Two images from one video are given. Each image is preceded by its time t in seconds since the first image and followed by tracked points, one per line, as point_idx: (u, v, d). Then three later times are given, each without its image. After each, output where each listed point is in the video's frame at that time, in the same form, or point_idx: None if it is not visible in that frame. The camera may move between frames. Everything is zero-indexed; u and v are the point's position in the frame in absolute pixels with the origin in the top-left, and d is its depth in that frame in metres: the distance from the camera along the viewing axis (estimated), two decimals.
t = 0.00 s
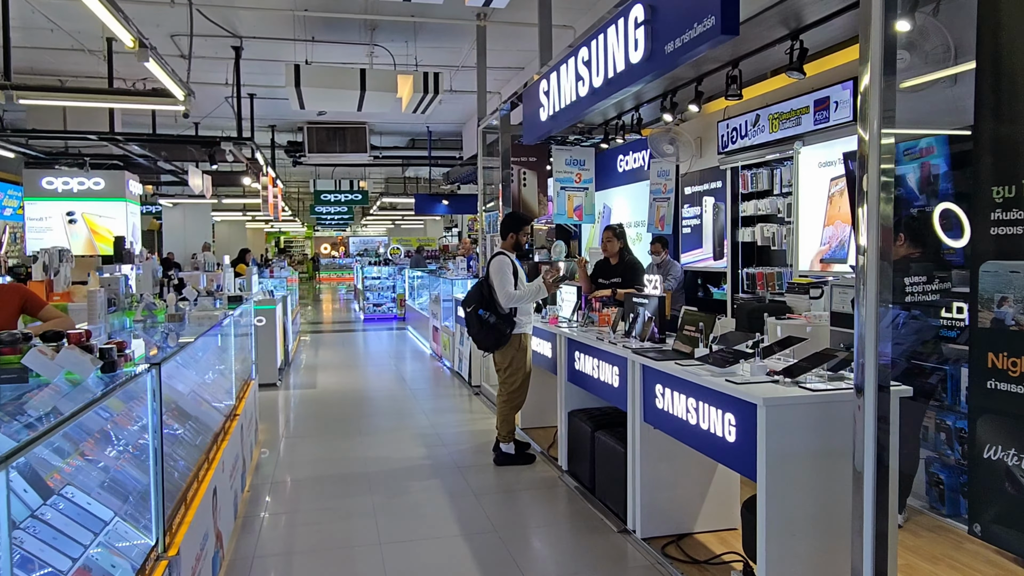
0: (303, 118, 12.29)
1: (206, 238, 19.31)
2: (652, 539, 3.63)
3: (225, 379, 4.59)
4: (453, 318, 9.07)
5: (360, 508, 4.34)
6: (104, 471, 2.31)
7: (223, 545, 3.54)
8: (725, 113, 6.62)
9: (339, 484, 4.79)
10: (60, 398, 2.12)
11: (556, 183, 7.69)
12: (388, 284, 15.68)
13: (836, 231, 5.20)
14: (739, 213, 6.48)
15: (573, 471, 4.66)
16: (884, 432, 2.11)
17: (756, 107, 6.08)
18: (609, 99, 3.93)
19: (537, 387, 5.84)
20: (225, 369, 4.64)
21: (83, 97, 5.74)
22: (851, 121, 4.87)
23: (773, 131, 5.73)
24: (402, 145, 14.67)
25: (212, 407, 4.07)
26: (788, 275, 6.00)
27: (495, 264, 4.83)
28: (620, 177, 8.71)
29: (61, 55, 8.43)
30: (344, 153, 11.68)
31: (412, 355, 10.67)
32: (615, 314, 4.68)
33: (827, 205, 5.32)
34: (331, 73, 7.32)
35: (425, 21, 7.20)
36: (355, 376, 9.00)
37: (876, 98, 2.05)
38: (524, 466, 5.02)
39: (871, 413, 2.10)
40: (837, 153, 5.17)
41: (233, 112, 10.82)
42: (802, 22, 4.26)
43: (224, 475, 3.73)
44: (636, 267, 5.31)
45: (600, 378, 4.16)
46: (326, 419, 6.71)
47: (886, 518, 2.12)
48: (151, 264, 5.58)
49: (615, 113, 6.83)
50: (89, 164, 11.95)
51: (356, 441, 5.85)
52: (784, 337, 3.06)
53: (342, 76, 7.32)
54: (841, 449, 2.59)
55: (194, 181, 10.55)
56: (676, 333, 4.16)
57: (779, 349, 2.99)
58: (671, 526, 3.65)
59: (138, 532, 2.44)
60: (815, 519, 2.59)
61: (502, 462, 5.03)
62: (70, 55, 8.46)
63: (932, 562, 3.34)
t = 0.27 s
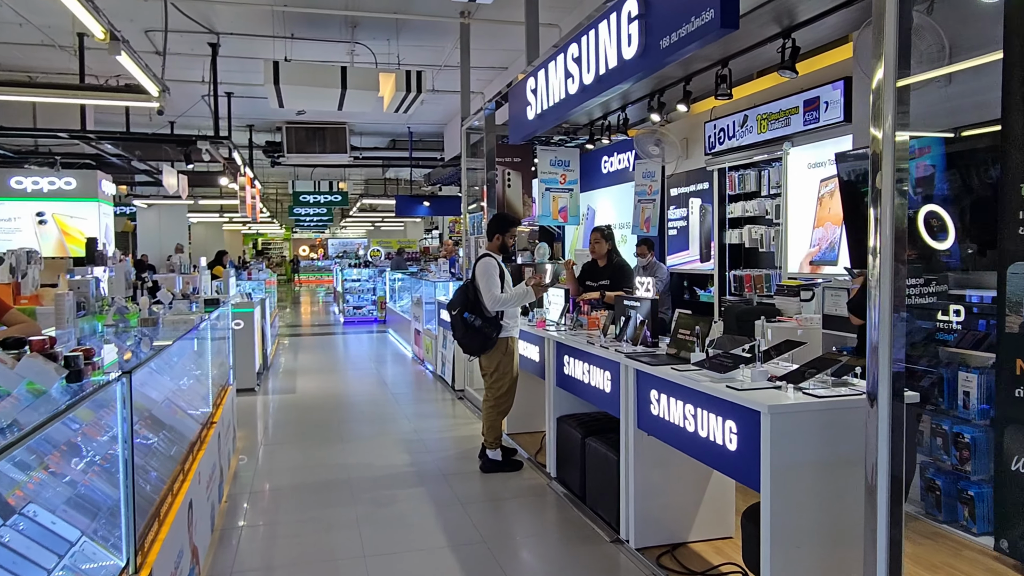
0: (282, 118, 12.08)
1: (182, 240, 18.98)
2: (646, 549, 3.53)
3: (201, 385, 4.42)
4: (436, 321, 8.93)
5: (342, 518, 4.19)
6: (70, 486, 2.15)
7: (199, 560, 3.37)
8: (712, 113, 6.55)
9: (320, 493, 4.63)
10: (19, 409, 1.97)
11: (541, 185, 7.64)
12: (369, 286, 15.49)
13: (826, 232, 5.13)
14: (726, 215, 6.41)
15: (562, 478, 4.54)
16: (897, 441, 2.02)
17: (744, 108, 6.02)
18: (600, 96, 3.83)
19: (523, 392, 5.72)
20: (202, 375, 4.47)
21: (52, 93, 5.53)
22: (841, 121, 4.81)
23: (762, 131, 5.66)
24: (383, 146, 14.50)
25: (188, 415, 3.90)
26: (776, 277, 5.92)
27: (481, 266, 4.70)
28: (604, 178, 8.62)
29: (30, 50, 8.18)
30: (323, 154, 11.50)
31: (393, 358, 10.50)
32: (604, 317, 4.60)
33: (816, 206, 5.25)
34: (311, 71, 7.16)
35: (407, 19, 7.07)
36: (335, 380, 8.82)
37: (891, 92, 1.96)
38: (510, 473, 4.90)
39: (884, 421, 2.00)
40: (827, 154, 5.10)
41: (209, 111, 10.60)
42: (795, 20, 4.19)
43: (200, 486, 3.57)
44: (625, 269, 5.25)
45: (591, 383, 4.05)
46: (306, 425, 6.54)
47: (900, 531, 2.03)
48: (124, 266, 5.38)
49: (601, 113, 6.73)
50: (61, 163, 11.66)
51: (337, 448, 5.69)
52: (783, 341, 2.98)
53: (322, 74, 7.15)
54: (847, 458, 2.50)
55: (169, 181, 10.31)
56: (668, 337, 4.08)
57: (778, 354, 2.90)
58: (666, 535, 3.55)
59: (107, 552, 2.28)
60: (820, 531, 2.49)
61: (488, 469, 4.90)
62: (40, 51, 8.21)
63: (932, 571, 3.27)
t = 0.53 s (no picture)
0: (260, 116, 11.85)
1: (157, 240, 18.62)
2: (644, 560, 3.42)
3: (179, 390, 4.25)
4: (419, 323, 8.78)
5: (327, 529, 4.04)
6: (37, 504, 2.00)
7: None
8: (700, 112, 6.48)
9: (303, 502, 4.47)
10: None
11: (526, 184, 7.57)
12: (349, 288, 15.27)
13: (818, 233, 5.07)
14: (715, 215, 6.35)
15: (553, 485, 4.42)
16: (920, 450, 1.94)
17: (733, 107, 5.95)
18: (595, 92, 3.73)
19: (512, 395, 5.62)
20: (179, 380, 4.30)
21: (20, 87, 5.30)
22: (834, 120, 4.73)
23: (751, 130, 5.59)
24: (363, 145, 14.31)
25: (165, 422, 3.74)
26: (768, 278, 5.81)
27: (470, 267, 4.59)
28: (589, 178, 8.52)
29: None
30: (302, 152, 11.29)
31: (374, 360, 10.32)
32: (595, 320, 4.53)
33: (808, 206, 5.19)
34: (291, 67, 6.98)
35: (390, 14, 6.92)
36: (315, 383, 8.63)
37: (914, 85, 1.88)
38: (500, 480, 4.77)
39: (907, 429, 1.93)
40: (819, 154, 5.04)
41: (185, 108, 10.35)
42: (790, 17, 4.12)
43: (178, 497, 3.41)
44: (615, 270, 5.16)
45: (584, 388, 3.94)
46: (286, 430, 6.36)
47: (921, 545, 1.94)
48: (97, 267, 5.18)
49: (588, 112, 6.63)
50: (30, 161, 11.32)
51: (319, 454, 5.53)
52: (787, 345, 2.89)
53: (303, 70, 6.98)
54: (858, 466, 2.41)
55: (143, 180, 10.05)
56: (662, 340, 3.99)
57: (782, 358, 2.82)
58: (664, 545, 3.45)
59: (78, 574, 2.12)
60: (832, 543, 2.40)
61: (477, 476, 4.77)
62: (8, 45, 7.94)
63: None
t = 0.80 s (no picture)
0: (238, 112, 11.62)
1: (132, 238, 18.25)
2: (640, 566, 3.34)
3: (156, 394, 4.09)
4: (402, 323, 8.64)
5: (311, 536, 3.91)
6: (2, 519, 1.85)
7: None
8: (688, 109, 6.41)
9: (285, 508, 4.33)
10: None
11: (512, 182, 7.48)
12: (329, 286, 15.07)
13: (809, 231, 5.01)
14: (704, 213, 6.29)
15: (544, 489, 4.32)
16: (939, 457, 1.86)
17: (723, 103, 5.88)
18: (589, 85, 3.64)
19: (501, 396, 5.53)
20: (156, 383, 4.13)
21: None
22: (826, 117, 4.67)
23: (741, 127, 5.53)
24: (343, 142, 14.12)
25: (142, 428, 3.58)
26: (757, 277, 5.78)
27: (458, 265, 4.47)
28: (574, 176, 8.43)
29: None
30: (282, 149, 11.09)
31: (356, 360, 10.16)
32: (586, 320, 4.45)
33: (799, 204, 5.13)
34: (271, 61, 6.81)
35: (373, 7, 6.77)
36: (296, 384, 8.46)
37: (935, 75, 1.79)
38: (488, 483, 4.66)
39: (926, 435, 1.85)
40: (810, 151, 4.99)
41: (161, 103, 10.11)
42: (785, 11, 4.05)
43: (155, 506, 3.25)
44: (611, 269, 5.06)
45: (576, 390, 3.84)
46: (267, 433, 6.20)
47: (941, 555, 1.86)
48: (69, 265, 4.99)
49: (575, 108, 6.53)
50: None
51: (300, 458, 5.38)
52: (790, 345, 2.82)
53: (284, 64, 6.81)
54: (868, 470, 2.33)
55: (117, 176, 9.80)
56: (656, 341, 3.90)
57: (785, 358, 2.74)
58: (660, 551, 3.36)
59: None
60: (841, 551, 2.31)
61: (465, 480, 4.66)
62: None
63: None
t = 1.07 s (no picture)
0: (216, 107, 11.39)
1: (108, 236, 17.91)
2: (633, 572, 3.24)
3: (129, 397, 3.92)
4: (385, 322, 8.50)
5: (291, 545, 3.76)
6: None
7: None
8: (676, 105, 6.33)
9: (265, 515, 4.18)
10: None
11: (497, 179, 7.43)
12: (310, 285, 14.86)
13: (800, 228, 4.94)
14: (692, 211, 6.23)
15: (533, 492, 4.21)
16: (956, 464, 1.76)
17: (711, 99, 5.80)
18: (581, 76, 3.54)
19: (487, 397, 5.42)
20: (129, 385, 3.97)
21: None
22: (818, 112, 4.61)
23: (730, 124, 5.46)
24: (324, 139, 13.92)
25: (114, 433, 3.42)
26: (745, 276, 5.73)
27: (446, 264, 4.35)
28: (560, 173, 8.34)
29: None
30: (261, 145, 10.89)
31: (338, 360, 9.99)
32: (574, 319, 4.33)
33: (790, 201, 5.06)
34: (251, 53, 6.64)
35: None
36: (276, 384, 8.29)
37: (953, 62, 1.70)
38: (475, 487, 4.54)
39: (942, 441, 1.75)
40: (801, 147, 4.94)
41: (136, 97, 9.87)
42: (778, 4, 3.97)
43: (126, 516, 3.10)
44: (603, 267, 4.96)
45: (566, 390, 3.74)
46: (245, 436, 6.03)
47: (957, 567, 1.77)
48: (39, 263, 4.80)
49: (561, 104, 6.43)
50: None
51: (280, 462, 5.23)
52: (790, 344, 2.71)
53: (263, 57, 6.64)
54: (877, 475, 2.24)
55: (91, 172, 9.55)
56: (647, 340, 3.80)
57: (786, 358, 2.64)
58: (654, 557, 3.26)
59: None
60: (847, 560, 2.22)
61: (451, 483, 4.54)
62: None
63: None
